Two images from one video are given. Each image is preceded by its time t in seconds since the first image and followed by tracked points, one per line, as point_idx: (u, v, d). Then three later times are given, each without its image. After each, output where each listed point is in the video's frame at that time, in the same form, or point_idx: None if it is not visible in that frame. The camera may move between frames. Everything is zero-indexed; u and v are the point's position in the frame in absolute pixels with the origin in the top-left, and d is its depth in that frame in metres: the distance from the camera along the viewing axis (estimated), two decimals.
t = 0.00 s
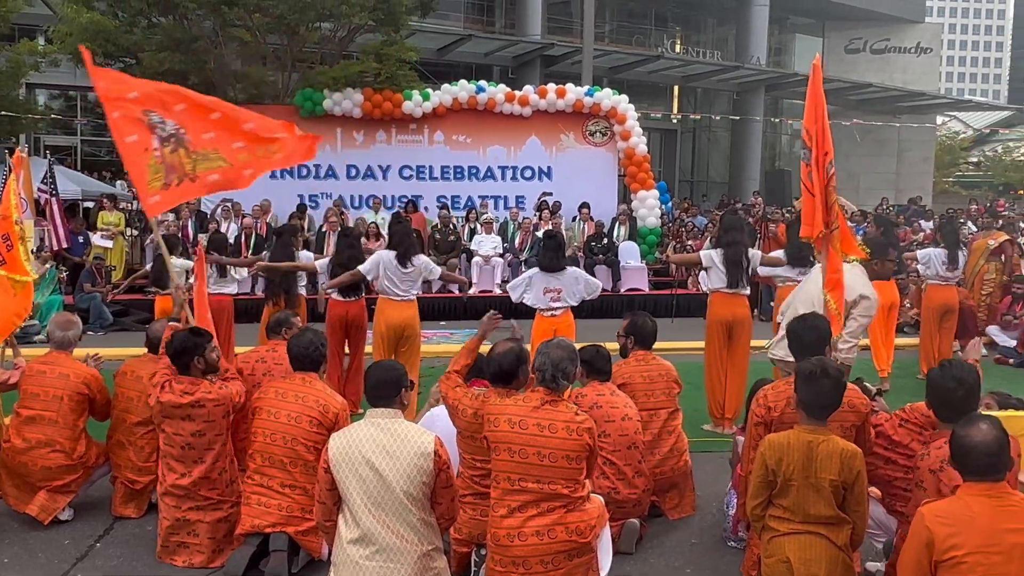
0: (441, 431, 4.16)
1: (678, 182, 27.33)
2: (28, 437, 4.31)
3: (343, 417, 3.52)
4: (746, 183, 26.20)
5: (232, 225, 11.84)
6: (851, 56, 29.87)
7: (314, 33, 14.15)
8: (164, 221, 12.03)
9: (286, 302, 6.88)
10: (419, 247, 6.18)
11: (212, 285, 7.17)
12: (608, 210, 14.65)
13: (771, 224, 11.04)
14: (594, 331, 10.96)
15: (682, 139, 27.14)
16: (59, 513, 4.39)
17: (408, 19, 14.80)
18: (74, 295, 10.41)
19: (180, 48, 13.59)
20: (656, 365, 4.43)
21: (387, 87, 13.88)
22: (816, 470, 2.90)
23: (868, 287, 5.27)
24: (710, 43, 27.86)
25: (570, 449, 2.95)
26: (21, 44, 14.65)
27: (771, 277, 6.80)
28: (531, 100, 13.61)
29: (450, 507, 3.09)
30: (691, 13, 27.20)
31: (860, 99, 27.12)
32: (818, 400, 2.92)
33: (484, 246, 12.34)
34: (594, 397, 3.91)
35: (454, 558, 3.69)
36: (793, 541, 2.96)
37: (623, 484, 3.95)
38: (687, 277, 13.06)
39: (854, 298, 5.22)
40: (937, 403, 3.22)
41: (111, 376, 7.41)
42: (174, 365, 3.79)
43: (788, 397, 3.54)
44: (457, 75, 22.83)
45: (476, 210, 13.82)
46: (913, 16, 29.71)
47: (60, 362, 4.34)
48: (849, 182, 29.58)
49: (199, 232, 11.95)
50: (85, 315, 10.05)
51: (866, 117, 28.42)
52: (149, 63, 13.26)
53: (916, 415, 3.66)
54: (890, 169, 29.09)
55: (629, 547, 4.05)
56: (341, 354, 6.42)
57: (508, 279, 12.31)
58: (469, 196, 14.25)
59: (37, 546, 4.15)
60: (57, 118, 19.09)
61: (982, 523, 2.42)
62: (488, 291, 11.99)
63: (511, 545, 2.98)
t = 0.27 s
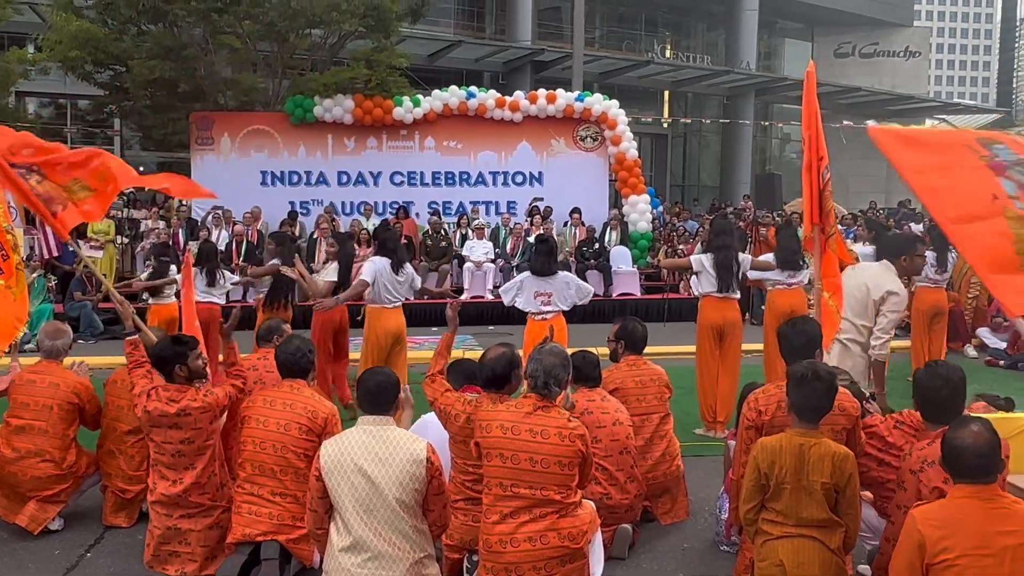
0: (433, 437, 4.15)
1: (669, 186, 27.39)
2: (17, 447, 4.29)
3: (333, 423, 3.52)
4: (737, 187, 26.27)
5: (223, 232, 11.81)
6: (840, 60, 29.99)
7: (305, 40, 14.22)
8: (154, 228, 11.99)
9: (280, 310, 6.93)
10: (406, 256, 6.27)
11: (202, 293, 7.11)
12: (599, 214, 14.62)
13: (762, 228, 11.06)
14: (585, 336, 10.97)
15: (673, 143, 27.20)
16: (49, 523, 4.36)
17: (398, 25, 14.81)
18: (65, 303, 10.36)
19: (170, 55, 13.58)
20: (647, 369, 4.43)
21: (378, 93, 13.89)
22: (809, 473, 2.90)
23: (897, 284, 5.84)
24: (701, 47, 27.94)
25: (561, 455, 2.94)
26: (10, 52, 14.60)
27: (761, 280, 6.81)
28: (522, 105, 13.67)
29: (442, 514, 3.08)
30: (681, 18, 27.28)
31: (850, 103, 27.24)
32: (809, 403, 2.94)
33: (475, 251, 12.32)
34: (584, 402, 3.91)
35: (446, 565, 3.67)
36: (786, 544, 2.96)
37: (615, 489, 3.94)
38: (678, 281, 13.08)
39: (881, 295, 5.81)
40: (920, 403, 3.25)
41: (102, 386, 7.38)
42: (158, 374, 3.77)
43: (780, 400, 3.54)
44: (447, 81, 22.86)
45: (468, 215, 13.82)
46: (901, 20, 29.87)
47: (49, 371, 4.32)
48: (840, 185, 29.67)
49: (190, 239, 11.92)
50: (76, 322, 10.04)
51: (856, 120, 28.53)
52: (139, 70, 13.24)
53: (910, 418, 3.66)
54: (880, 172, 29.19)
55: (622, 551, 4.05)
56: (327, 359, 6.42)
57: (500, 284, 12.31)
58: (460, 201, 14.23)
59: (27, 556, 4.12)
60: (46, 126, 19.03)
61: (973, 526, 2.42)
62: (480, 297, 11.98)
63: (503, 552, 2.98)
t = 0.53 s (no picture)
0: (427, 443, 4.15)
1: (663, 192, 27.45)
2: (11, 456, 4.28)
3: (327, 430, 3.52)
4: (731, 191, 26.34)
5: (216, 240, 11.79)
6: (832, 64, 30.09)
7: (298, 47, 14.23)
8: (148, 236, 11.97)
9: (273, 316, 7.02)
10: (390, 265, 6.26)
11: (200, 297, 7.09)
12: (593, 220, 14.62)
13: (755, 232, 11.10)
14: (580, 341, 10.99)
15: (667, 149, 27.25)
16: (42, 532, 4.34)
17: (392, 32, 14.84)
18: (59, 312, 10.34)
19: (163, 63, 13.58)
20: (642, 375, 4.44)
21: (372, 100, 13.91)
22: (805, 477, 2.90)
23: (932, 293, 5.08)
24: (694, 52, 28.02)
25: (557, 461, 2.93)
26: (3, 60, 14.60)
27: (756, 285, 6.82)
28: (516, 111, 13.73)
29: (437, 521, 3.07)
30: (674, 23, 27.36)
31: (843, 107, 27.33)
32: (804, 407, 2.94)
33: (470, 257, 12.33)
34: (580, 408, 3.90)
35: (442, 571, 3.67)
36: (782, 549, 2.96)
37: (610, 494, 3.94)
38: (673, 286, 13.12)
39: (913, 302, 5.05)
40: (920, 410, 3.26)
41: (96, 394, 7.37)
42: (154, 379, 3.79)
43: (775, 404, 3.54)
44: (441, 87, 22.90)
45: (462, 222, 13.82)
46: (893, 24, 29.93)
47: (42, 380, 4.29)
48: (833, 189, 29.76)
49: (184, 247, 11.90)
50: (70, 331, 10.02)
51: (849, 124, 28.62)
52: (132, 78, 13.24)
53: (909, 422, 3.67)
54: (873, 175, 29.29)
55: (617, 557, 4.04)
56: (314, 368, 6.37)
57: (495, 290, 12.32)
58: (454, 208, 14.24)
59: (20, 566, 4.11)
60: (40, 135, 19.00)
61: (969, 529, 2.42)
62: (474, 303, 11.97)
63: (499, 558, 2.97)
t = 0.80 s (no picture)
0: (429, 451, 4.15)
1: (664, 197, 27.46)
2: (12, 464, 4.27)
3: (328, 437, 3.52)
4: (731, 196, 26.36)
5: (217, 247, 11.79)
6: (831, 69, 30.14)
7: (298, 54, 14.25)
8: (148, 244, 11.97)
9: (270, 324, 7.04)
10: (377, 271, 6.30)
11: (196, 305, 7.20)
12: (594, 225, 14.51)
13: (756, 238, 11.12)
14: (581, 347, 10.99)
15: (666, 154, 27.27)
16: (43, 541, 4.34)
17: (391, 39, 14.87)
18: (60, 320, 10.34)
19: (163, 71, 13.61)
20: (644, 381, 4.44)
21: (371, 106, 13.94)
22: (808, 482, 2.89)
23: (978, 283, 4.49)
24: (693, 58, 28.04)
25: (558, 467, 2.93)
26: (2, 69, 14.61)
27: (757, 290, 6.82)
28: (516, 118, 13.72)
29: (438, 528, 3.07)
30: (673, 29, 27.38)
31: (842, 112, 27.37)
32: (806, 412, 2.94)
33: (470, 263, 12.33)
34: (580, 414, 3.90)
35: None
36: (784, 554, 2.94)
37: (611, 500, 3.93)
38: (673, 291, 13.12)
39: (955, 296, 4.51)
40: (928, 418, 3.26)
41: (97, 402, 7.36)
42: (154, 387, 3.77)
43: (776, 410, 3.54)
44: (440, 94, 22.94)
45: (462, 228, 13.82)
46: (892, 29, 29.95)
47: (44, 389, 4.30)
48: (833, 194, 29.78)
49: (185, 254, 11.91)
50: (70, 339, 10.01)
51: (848, 129, 28.66)
52: (132, 86, 13.27)
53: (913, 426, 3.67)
54: (873, 180, 29.33)
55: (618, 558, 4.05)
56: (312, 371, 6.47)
57: (495, 296, 12.32)
58: (455, 214, 14.24)
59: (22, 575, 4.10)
60: (40, 143, 19.02)
61: (971, 534, 2.41)
62: (475, 309, 11.96)
63: (500, 565, 2.97)
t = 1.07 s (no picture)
0: (427, 460, 4.14)
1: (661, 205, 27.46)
2: (10, 475, 4.27)
3: (326, 446, 3.52)
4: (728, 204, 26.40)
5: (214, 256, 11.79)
6: (828, 77, 30.23)
7: (295, 63, 14.28)
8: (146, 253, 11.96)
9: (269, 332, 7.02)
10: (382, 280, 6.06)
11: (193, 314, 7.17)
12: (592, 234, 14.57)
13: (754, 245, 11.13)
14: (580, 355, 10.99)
15: (664, 162, 27.31)
16: (41, 551, 4.33)
17: (389, 48, 14.90)
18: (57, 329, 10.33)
19: (161, 81, 13.63)
20: (642, 390, 4.44)
21: (369, 115, 13.97)
22: (806, 491, 2.90)
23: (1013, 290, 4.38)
24: (690, 66, 28.11)
25: (556, 477, 2.93)
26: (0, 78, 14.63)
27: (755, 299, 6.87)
28: (513, 126, 13.81)
29: (437, 537, 3.08)
30: (670, 37, 27.45)
31: (840, 119, 27.41)
32: (804, 420, 2.94)
33: (468, 271, 12.35)
34: (578, 422, 3.90)
35: None
36: (783, 562, 2.94)
37: (610, 509, 3.93)
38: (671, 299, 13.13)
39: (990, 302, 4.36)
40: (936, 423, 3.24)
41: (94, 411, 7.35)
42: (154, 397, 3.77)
43: (774, 417, 3.55)
44: (438, 102, 22.98)
45: (460, 236, 13.82)
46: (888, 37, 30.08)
47: (42, 398, 4.30)
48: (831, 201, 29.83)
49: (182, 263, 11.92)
50: (68, 348, 10.00)
51: (845, 137, 28.72)
52: (130, 95, 13.29)
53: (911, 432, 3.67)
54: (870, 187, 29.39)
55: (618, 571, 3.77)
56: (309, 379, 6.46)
57: (493, 304, 12.33)
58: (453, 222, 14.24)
59: None
60: (38, 152, 19.04)
61: (967, 542, 2.42)
62: (473, 317, 11.96)
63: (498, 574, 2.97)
